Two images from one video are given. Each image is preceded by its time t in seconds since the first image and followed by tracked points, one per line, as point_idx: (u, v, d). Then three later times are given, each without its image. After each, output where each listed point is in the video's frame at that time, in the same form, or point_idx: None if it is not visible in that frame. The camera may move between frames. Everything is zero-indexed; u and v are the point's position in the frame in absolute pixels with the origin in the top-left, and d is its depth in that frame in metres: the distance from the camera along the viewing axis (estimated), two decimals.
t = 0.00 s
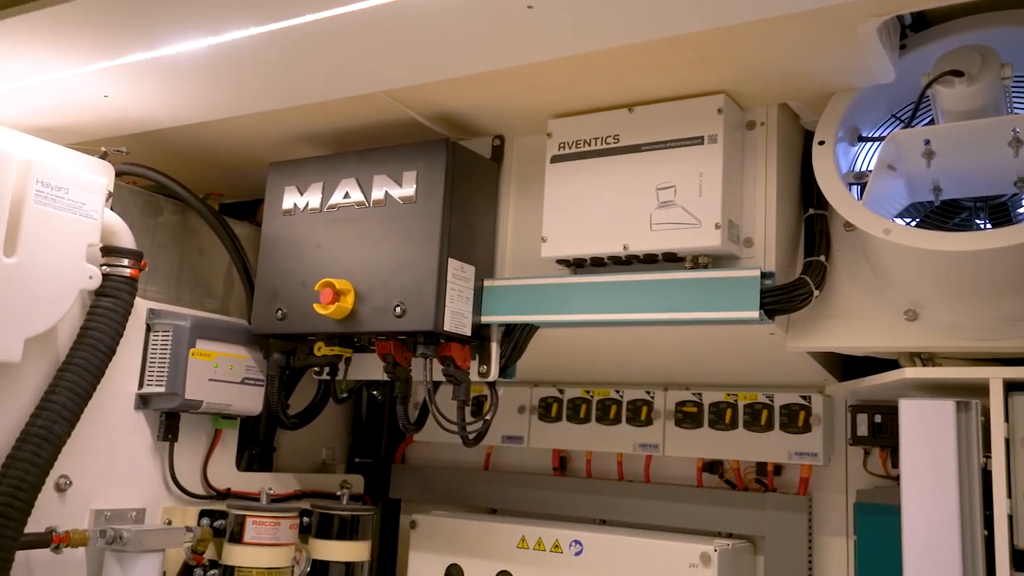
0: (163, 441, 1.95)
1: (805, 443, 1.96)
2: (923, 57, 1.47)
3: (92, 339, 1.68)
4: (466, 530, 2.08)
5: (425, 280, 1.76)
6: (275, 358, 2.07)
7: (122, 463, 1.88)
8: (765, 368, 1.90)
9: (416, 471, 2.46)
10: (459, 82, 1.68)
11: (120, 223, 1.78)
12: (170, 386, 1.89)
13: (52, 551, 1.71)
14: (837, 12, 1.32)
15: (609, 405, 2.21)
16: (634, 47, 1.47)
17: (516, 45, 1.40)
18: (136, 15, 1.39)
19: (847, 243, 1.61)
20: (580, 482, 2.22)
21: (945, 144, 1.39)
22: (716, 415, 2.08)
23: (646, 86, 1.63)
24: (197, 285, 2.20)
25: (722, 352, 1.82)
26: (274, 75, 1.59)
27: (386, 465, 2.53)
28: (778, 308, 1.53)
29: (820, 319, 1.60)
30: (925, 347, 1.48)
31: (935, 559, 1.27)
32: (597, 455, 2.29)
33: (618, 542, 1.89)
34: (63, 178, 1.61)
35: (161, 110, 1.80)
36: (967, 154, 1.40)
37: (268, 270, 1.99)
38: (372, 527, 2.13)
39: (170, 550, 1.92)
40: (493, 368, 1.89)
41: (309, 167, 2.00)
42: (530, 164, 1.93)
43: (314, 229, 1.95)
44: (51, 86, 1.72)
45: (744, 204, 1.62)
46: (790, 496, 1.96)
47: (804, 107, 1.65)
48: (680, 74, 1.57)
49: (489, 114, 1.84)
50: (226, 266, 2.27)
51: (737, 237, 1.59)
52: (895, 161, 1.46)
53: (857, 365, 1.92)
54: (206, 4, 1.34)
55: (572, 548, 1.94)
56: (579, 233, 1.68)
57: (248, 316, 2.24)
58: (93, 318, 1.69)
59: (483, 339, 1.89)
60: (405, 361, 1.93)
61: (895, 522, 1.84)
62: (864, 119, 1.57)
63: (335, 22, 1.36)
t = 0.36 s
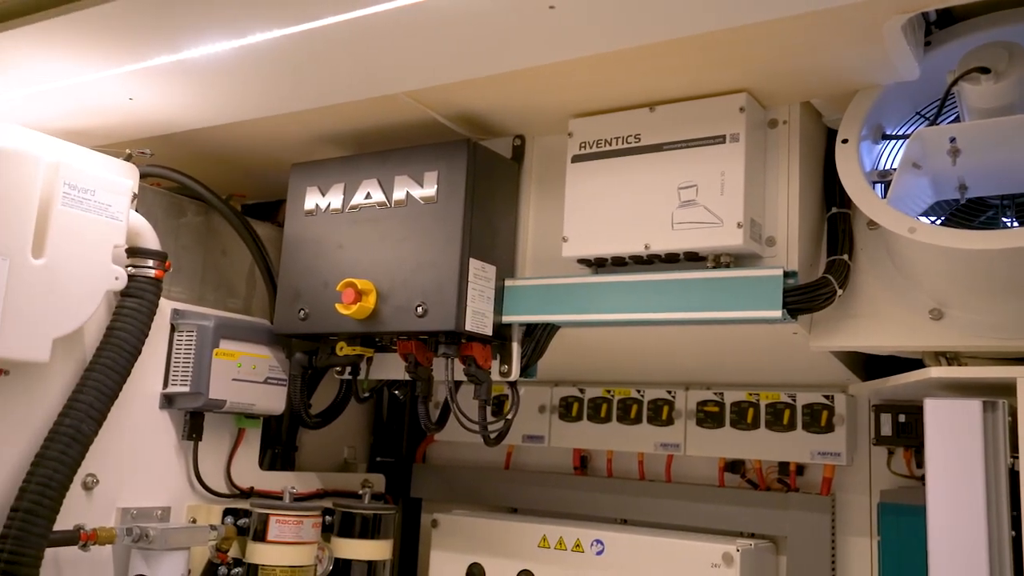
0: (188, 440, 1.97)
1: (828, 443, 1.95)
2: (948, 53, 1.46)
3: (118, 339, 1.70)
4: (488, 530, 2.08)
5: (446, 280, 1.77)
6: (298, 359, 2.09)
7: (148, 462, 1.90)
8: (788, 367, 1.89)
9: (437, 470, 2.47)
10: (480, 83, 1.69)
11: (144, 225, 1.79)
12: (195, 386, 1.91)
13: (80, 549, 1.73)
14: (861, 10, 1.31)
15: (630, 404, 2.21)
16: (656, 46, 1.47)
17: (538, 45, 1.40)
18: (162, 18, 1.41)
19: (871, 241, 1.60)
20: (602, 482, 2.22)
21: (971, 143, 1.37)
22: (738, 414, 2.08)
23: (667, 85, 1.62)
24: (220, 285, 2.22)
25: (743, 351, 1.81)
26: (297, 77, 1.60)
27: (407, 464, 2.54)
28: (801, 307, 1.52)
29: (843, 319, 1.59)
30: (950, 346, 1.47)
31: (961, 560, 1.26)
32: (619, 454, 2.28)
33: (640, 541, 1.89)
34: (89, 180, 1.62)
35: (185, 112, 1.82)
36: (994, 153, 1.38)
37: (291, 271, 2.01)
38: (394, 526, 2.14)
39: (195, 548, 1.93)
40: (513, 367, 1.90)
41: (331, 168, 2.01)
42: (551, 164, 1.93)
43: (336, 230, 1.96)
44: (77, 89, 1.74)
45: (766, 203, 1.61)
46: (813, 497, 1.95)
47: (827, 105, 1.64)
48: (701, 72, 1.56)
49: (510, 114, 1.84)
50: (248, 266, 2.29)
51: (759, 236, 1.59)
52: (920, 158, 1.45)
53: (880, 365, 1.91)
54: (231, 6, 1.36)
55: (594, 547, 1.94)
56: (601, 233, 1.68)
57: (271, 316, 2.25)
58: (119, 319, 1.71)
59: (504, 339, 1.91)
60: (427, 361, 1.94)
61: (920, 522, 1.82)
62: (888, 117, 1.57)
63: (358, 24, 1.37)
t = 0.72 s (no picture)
0: (208, 436, 1.99)
1: (849, 438, 1.94)
2: (971, 44, 1.44)
3: (140, 337, 1.71)
4: (507, 525, 2.09)
5: (464, 276, 1.77)
6: (318, 355, 2.10)
7: (169, 458, 1.92)
8: (807, 362, 1.89)
9: (456, 466, 2.47)
10: (498, 78, 1.69)
11: (164, 223, 1.81)
12: (215, 382, 1.93)
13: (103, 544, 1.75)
14: (882, 1, 1.30)
15: (648, 400, 2.21)
16: (674, 40, 1.46)
17: (555, 40, 1.40)
18: (181, 17, 1.41)
19: (891, 235, 1.59)
20: (620, 477, 2.21)
21: (994, 134, 1.36)
22: (757, 410, 2.07)
23: (685, 79, 1.62)
24: (239, 283, 2.23)
25: (762, 346, 1.81)
26: (315, 75, 1.61)
27: (426, 460, 2.55)
28: (820, 301, 1.51)
29: (864, 313, 1.58)
30: (972, 340, 1.46)
31: (985, 555, 1.25)
32: (637, 450, 2.28)
33: (659, 537, 1.89)
34: (110, 179, 1.64)
35: (204, 110, 1.83)
36: (1016, 144, 1.37)
37: (309, 268, 2.02)
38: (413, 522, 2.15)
39: (216, 543, 1.95)
40: (532, 363, 1.90)
41: (348, 165, 2.01)
42: (568, 160, 1.93)
43: (354, 226, 1.97)
44: (98, 88, 1.75)
45: (786, 197, 1.60)
46: (833, 492, 1.94)
47: (846, 98, 1.63)
48: (719, 67, 1.56)
49: (527, 110, 1.84)
50: (267, 263, 2.30)
51: (778, 230, 1.58)
52: (942, 151, 1.44)
53: (901, 359, 1.90)
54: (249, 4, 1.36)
55: (613, 543, 1.94)
56: (619, 228, 1.68)
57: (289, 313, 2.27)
58: (140, 317, 1.73)
59: (523, 334, 1.90)
60: (445, 357, 1.94)
61: (942, 517, 1.81)
62: (909, 109, 1.55)
63: (376, 21, 1.38)
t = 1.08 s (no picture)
0: (229, 425, 2.01)
1: (870, 425, 1.93)
2: (994, 24, 1.45)
3: (161, 327, 1.73)
4: (526, 513, 2.09)
5: (481, 264, 1.77)
6: (336, 345, 2.12)
7: (190, 447, 1.93)
8: (827, 349, 1.88)
9: (475, 454, 2.48)
10: (514, 66, 1.68)
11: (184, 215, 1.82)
12: (235, 372, 1.94)
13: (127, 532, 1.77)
14: None
15: (667, 387, 2.20)
16: (691, 25, 1.45)
17: (571, 27, 1.39)
18: (198, 8, 1.42)
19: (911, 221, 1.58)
20: (639, 465, 2.21)
21: (1018, 116, 1.35)
22: (777, 397, 2.06)
23: (703, 65, 1.61)
24: (258, 273, 2.24)
25: (782, 333, 1.80)
26: (331, 64, 1.61)
27: (444, 448, 2.56)
28: (840, 288, 1.50)
29: (884, 299, 1.57)
30: (995, 326, 1.45)
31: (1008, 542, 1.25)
32: (656, 438, 2.28)
33: (680, 524, 1.89)
34: (130, 171, 1.65)
35: (221, 102, 1.84)
36: None
37: (328, 258, 2.03)
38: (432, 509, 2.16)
39: (238, 531, 1.96)
40: (550, 352, 1.89)
41: (365, 155, 2.02)
42: (585, 147, 1.92)
43: (371, 216, 1.97)
44: (117, 81, 1.76)
45: (805, 182, 1.59)
46: (854, 479, 1.93)
47: (866, 82, 1.62)
48: (737, 52, 1.54)
49: (544, 97, 1.84)
50: (286, 253, 2.31)
51: (798, 216, 1.57)
52: (965, 135, 1.43)
53: (922, 345, 1.89)
54: None
55: (632, 530, 1.94)
56: (637, 215, 1.68)
57: (308, 303, 2.28)
58: (161, 307, 1.74)
59: (540, 322, 1.90)
60: (463, 346, 1.94)
61: (964, 504, 1.80)
62: (931, 93, 1.54)
63: (391, 9, 1.38)
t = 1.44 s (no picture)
0: (244, 414, 2.02)
1: (885, 412, 1.92)
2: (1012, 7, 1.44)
3: (176, 317, 1.73)
4: (540, 500, 2.10)
5: (494, 252, 1.77)
6: (348, 333, 2.13)
7: (206, 436, 1.95)
8: (842, 335, 1.87)
9: (488, 442, 2.49)
10: (525, 54, 1.67)
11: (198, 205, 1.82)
12: (249, 361, 1.95)
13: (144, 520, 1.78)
14: None
15: (680, 374, 2.20)
16: (704, 10, 1.44)
17: (584, 14, 1.39)
18: None
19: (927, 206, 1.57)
20: (653, 453, 2.22)
21: None
22: (791, 383, 2.06)
23: (716, 50, 1.60)
24: (271, 263, 2.25)
25: (796, 320, 1.79)
26: (343, 53, 1.60)
27: (458, 437, 2.56)
28: (855, 274, 1.49)
29: (899, 284, 1.56)
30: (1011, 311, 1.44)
31: None
32: (669, 425, 2.28)
33: (693, 511, 1.89)
34: (143, 162, 1.66)
35: (233, 92, 1.84)
36: None
37: (340, 247, 2.03)
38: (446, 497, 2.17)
39: (255, 518, 1.98)
40: (562, 339, 1.89)
41: (377, 144, 2.02)
42: (597, 134, 1.92)
43: (383, 205, 1.97)
44: (130, 72, 1.76)
45: (819, 168, 1.58)
46: (869, 466, 1.92)
47: (880, 66, 1.60)
48: (751, 36, 1.53)
49: (555, 84, 1.83)
50: (298, 242, 2.32)
51: (812, 202, 1.56)
52: (982, 118, 1.42)
53: (938, 331, 1.88)
54: None
55: (646, 518, 1.94)
56: (649, 202, 1.67)
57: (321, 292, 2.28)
58: (175, 297, 1.75)
59: (552, 311, 1.90)
60: (476, 334, 1.95)
61: (981, 491, 1.80)
62: (948, 76, 1.53)
63: None
